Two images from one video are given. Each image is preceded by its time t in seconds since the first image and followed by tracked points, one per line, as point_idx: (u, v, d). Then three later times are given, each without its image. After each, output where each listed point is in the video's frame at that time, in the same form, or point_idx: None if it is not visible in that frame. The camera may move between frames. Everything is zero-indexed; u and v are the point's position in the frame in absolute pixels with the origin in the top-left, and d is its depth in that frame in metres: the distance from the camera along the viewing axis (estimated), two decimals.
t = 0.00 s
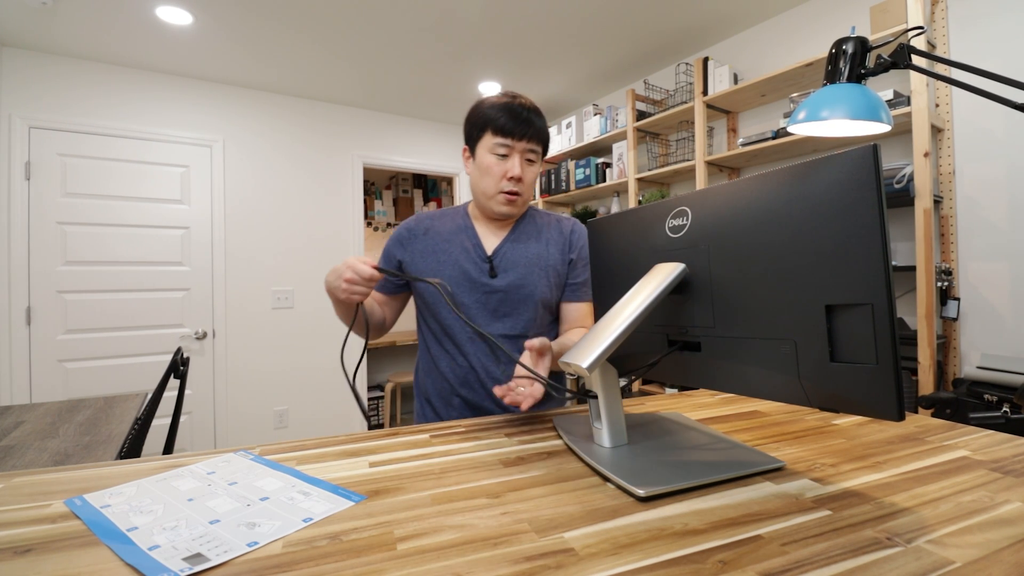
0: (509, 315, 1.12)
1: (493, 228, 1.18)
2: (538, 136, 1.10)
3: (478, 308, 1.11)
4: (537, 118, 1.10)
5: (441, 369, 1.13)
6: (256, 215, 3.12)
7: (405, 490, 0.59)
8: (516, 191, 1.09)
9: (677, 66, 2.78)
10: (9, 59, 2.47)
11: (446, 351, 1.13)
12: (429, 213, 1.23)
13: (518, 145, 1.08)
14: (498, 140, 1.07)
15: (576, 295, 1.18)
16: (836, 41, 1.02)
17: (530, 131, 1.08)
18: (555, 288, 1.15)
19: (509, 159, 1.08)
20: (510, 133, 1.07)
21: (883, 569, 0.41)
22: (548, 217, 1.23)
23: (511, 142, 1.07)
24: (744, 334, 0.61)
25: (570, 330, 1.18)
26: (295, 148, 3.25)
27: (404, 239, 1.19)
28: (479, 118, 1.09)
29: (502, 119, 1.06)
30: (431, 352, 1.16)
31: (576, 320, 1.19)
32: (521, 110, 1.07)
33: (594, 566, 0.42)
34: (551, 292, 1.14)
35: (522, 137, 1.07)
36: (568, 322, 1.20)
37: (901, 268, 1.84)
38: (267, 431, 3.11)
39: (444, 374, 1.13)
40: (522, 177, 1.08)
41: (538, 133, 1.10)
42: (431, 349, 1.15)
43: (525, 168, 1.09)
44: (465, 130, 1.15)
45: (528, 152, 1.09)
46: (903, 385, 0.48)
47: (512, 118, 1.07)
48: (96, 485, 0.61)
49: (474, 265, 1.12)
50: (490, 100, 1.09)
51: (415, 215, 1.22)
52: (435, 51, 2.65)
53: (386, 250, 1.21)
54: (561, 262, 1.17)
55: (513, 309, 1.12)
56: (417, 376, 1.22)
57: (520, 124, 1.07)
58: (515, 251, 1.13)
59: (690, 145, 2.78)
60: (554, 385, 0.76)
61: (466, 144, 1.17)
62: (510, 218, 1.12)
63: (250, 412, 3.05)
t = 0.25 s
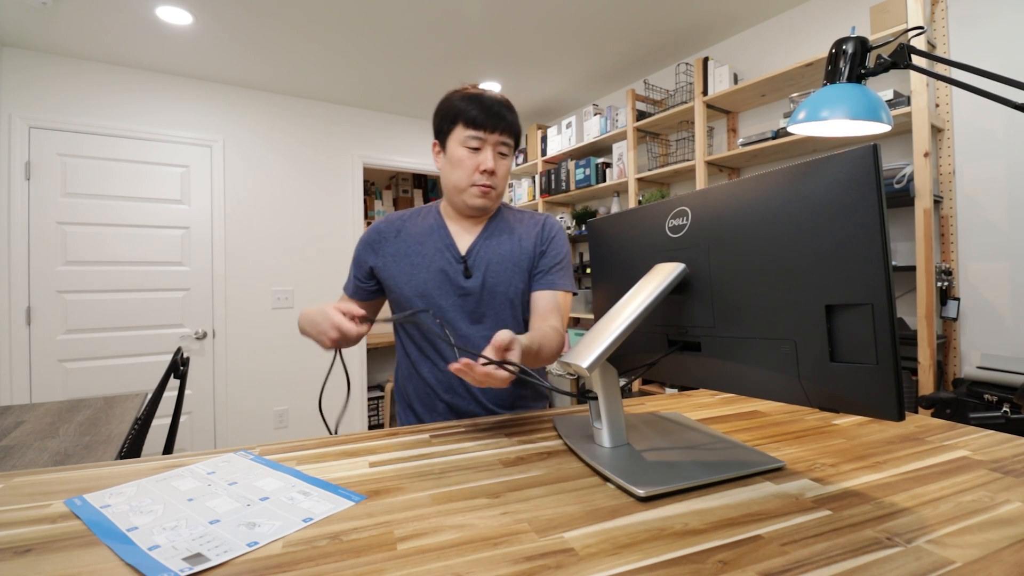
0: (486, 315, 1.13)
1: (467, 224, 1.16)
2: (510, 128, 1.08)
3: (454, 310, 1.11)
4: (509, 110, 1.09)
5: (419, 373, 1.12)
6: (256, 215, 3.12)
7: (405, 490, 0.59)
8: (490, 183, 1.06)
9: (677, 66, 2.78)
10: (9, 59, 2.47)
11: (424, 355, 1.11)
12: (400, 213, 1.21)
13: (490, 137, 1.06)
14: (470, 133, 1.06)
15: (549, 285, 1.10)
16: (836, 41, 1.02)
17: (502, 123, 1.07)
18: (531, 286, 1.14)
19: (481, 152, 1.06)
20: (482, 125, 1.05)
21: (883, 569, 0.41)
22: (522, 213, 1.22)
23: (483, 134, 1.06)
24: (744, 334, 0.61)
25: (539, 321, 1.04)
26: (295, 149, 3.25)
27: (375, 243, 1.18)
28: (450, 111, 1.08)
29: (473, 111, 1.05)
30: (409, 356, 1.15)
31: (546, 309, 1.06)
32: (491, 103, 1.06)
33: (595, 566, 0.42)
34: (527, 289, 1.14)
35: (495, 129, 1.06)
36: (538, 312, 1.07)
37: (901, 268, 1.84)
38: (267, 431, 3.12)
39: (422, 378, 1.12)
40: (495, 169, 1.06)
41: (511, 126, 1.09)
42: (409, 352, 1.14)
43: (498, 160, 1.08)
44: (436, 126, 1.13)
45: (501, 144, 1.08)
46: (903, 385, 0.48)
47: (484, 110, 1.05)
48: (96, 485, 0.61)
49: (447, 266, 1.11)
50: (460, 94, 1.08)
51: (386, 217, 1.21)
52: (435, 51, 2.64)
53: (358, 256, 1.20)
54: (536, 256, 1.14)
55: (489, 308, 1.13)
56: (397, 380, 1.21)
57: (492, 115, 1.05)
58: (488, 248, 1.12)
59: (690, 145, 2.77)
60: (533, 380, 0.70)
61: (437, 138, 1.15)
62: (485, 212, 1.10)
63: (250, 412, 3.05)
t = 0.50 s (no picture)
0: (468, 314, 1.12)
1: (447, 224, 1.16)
2: (483, 125, 1.08)
3: (435, 310, 1.10)
4: (482, 107, 1.09)
5: (402, 377, 1.11)
6: (256, 215, 3.12)
7: (405, 490, 0.59)
8: (465, 180, 1.06)
9: (677, 66, 2.78)
10: (9, 59, 2.47)
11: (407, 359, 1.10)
12: (377, 217, 1.22)
13: (464, 134, 1.06)
14: (443, 130, 1.06)
15: (531, 277, 1.09)
16: (835, 42, 1.02)
17: (476, 119, 1.07)
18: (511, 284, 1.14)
19: (455, 149, 1.06)
20: (455, 122, 1.05)
21: (883, 569, 0.41)
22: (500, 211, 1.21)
23: (456, 131, 1.06)
24: (744, 334, 0.61)
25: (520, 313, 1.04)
26: (295, 149, 3.25)
27: (354, 249, 1.18)
28: (424, 110, 1.09)
29: (445, 108, 1.05)
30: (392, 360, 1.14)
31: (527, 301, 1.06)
32: (464, 100, 1.06)
33: (594, 566, 0.42)
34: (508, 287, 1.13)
35: (468, 125, 1.06)
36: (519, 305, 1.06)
37: (901, 268, 1.84)
38: (267, 431, 3.11)
39: (406, 382, 1.11)
40: (470, 166, 1.06)
41: (485, 122, 1.09)
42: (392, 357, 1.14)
43: (473, 157, 1.07)
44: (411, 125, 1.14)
45: (475, 141, 1.08)
46: (903, 385, 0.48)
47: (456, 107, 1.06)
48: (96, 485, 0.61)
49: (426, 267, 1.11)
50: (434, 92, 1.08)
51: (363, 221, 1.21)
52: (435, 50, 2.64)
53: (338, 262, 1.20)
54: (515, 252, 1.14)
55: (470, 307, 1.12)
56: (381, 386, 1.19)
57: (465, 112, 1.06)
58: (467, 248, 1.12)
59: (690, 145, 2.77)
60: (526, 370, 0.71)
61: (412, 137, 1.15)
62: (462, 210, 1.10)
63: (250, 412, 3.05)
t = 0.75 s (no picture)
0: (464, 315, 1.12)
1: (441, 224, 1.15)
2: (473, 121, 1.08)
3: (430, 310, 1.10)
4: (471, 104, 1.09)
5: (397, 378, 1.10)
6: (256, 215, 3.12)
7: (405, 490, 0.59)
8: (457, 177, 1.06)
9: (677, 66, 2.78)
10: (9, 59, 2.47)
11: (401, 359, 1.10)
12: (373, 217, 1.22)
13: (454, 131, 1.06)
14: (433, 129, 1.06)
15: (533, 284, 1.11)
16: (835, 42, 1.02)
17: (464, 116, 1.07)
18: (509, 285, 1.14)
19: (446, 146, 1.06)
20: (444, 119, 1.06)
21: (883, 569, 0.41)
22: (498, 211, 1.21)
23: (446, 128, 1.06)
24: (744, 333, 0.61)
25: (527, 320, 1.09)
26: (295, 149, 3.25)
27: (350, 248, 1.17)
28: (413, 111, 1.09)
29: (433, 106, 1.06)
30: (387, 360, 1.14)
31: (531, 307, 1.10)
32: (451, 98, 1.07)
33: (594, 566, 0.42)
34: (505, 288, 1.13)
35: (457, 122, 1.06)
36: (523, 311, 1.10)
37: (901, 268, 1.84)
38: (267, 431, 3.12)
39: (400, 383, 1.10)
40: (461, 162, 1.06)
41: (474, 119, 1.09)
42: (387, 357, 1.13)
43: (464, 154, 1.07)
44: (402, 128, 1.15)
45: (466, 137, 1.08)
46: (903, 385, 0.48)
47: (445, 105, 1.06)
48: (96, 485, 0.61)
49: (422, 267, 1.11)
50: (422, 93, 1.09)
51: (359, 221, 1.21)
52: (435, 50, 2.64)
53: (333, 261, 1.20)
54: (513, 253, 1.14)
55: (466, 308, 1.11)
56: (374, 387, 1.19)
57: (453, 109, 1.06)
58: (464, 248, 1.12)
59: (690, 145, 2.77)
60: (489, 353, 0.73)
61: (404, 140, 1.16)
62: (456, 208, 1.09)
63: (250, 412, 3.05)
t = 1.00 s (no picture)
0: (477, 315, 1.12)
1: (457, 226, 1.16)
2: (488, 124, 1.08)
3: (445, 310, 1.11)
4: (487, 108, 1.09)
5: (410, 377, 1.11)
6: (256, 215, 3.12)
7: (404, 490, 0.59)
8: (474, 181, 1.06)
9: (677, 66, 2.78)
10: (9, 59, 2.46)
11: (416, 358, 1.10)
12: (387, 216, 1.21)
13: (469, 135, 1.06)
14: (449, 134, 1.06)
15: (540, 282, 1.10)
16: (835, 41, 1.02)
17: (479, 120, 1.07)
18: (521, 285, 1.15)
19: (462, 151, 1.06)
20: (460, 124, 1.05)
21: (883, 569, 0.41)
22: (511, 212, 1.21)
23: (462, 133, 1.06)
24: (744, 333, 0.61)
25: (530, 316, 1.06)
26: (294, 149, 3.25)
27: (364, 246, 1.17)
28: (428, 115, 1.09)
29: (449, 111, 1.05)
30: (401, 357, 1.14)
31: (535, 305, 1.08)
32: (468, 102, 1.06)
33: (594, 566, 0.42)
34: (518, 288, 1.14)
35: (472, 126, 1.06)
36: (528, 310, 1.09)
37: (901, 268, 1.84)
38: (267, 431, 3.12)
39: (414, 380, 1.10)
40: (478, 167, 1.06)
41: (489, 122, 1.09)
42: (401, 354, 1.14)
43: (481, 158, 1.07)
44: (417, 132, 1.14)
45: (481, 141, 1.08)
46: (903, 384, 0.49)
47: (460, 110, 1.06)
48: (96, 485, 0.61)
49: (437, 267, 1.12)
50: (437, 97, 1.08)
51: (374, 219, 1.20)
52: (435, 50, 2.64)
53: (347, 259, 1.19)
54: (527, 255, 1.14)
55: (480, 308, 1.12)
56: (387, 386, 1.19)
57: (468, 114, 1.06)
58: (478, 248, 1.13)
59: (690, 145, 2.77)
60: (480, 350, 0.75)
61: (420, 144, 1.15)
62: (473, 211, 1.09)
63: (250, 412, 3.05)
